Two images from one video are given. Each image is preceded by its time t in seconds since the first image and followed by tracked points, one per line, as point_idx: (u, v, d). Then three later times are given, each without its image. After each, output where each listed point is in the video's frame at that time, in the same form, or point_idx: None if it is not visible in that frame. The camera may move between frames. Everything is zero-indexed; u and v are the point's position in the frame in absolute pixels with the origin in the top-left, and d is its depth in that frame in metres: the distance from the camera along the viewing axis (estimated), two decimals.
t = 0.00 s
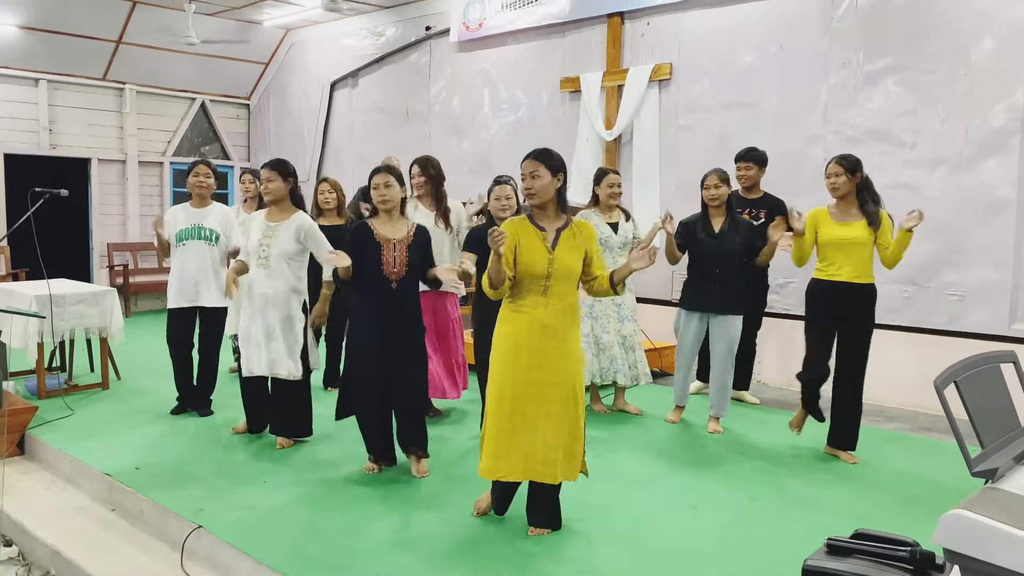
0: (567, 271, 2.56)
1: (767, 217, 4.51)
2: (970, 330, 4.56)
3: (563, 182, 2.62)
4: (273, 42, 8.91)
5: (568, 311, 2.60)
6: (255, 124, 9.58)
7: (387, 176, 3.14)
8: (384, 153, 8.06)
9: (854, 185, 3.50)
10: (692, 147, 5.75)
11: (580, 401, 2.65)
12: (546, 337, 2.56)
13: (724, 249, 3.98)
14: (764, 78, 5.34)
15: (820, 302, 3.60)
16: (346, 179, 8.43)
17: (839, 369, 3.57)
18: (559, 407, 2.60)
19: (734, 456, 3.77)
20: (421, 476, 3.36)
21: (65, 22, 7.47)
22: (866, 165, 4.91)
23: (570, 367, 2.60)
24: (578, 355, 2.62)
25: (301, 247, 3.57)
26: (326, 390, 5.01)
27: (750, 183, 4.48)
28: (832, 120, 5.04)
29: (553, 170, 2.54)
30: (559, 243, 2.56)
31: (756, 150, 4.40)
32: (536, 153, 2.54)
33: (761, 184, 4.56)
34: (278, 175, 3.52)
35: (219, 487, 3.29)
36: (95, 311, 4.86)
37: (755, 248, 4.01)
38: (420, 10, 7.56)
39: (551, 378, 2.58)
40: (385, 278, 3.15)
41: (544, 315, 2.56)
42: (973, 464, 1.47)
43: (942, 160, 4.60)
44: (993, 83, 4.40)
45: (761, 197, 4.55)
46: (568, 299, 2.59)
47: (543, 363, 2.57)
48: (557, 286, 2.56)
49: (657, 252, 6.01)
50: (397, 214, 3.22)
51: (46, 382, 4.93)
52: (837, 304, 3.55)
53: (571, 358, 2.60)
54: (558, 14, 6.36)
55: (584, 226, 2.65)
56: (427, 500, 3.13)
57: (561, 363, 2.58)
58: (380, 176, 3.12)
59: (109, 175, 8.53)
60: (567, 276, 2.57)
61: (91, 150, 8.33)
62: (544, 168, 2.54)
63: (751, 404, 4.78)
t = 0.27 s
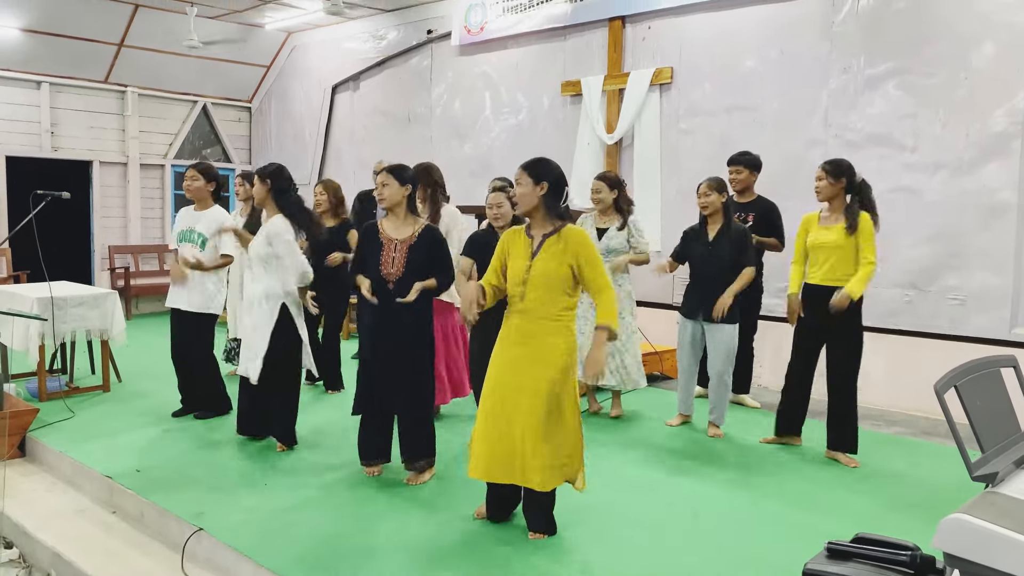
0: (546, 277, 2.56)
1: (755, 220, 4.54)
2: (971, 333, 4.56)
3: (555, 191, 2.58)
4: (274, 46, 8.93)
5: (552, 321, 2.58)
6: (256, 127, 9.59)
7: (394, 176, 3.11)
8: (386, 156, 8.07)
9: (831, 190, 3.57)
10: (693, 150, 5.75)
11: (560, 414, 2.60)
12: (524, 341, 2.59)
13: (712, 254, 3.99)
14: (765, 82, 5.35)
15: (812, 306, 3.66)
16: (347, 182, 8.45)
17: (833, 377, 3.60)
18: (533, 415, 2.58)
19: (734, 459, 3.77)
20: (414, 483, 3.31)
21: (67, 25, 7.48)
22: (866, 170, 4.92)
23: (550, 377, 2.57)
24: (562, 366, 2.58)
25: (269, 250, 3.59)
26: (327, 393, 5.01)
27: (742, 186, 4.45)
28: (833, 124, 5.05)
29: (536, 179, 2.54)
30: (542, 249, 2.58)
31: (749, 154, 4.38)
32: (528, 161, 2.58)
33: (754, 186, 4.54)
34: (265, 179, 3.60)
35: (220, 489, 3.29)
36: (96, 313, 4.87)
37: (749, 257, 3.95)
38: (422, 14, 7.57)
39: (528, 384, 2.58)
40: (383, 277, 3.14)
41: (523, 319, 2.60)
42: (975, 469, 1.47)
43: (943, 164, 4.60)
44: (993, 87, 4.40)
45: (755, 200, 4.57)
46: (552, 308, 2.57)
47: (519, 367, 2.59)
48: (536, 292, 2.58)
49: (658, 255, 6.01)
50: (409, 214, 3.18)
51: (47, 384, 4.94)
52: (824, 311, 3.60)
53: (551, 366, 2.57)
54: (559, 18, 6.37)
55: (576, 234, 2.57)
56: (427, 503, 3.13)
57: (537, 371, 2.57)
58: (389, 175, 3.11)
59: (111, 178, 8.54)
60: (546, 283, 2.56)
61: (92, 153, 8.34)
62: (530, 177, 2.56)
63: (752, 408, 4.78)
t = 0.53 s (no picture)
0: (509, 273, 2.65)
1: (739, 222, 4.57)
2: (972, 337, 4.56)
3: (538, 191, 2.65)
4: (276, 49, 8.95)
5: (516, 315, 2.66)
6: (258, 130, 9.60)
7: (396, 177, 3.12)
8: (387, 159, 8.08)
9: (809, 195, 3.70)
10: (694, 153, 5.76)
11: (520, 407, 2.67)
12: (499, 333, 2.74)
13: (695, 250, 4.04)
14: (766, 86, 5.36)
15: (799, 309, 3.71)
16: (349, 185, 8.46)
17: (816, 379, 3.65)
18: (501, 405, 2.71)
19: (735, 463, 3.77)
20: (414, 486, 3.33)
21: (70, 27, 7.50)
22: (868, 173, 4.92)
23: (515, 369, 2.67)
24: (524, 360, 2.65)
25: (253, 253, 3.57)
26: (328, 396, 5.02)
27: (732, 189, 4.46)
28: (834, 128, 5.05)
29: (514, 175, 2.66)
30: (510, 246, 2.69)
31: (738, 157, 4.38)
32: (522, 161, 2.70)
33: (744, 188, 4.55)
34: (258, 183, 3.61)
35: (221, 492, 3.29)
36: (98, 316, 4.87)
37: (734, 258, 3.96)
38: (424, 17, 7.58)
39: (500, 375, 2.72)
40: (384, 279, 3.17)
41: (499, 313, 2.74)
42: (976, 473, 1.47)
43: (944, 167, 4.60)
44: (995, 91, 4.40)
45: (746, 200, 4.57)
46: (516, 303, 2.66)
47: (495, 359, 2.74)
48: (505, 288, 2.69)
49: (659, 258, 6.01)
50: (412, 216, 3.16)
51: (49, 386, 4.94)
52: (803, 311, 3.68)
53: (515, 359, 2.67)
54: (561, 21, 6.38)
55: (535, 230, 2.57)
56: (429, 506, 3.13)
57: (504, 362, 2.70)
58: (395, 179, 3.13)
59: (113, 180, 8.56)
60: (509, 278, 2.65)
61: (94, 155, 8.36)
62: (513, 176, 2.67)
63: (754, 412, 4.78)
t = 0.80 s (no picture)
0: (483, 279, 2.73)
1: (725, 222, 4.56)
2: (973, 339, 4.55)
3: (519, 200, 2.66)
4: (278, 51, 8.96)
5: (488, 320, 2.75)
6: (259, 132, 9.61)
7: (392, 178, 3.16)
8: (388, 161, 8.09)
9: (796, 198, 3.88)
10: (695, 156, 5.76)
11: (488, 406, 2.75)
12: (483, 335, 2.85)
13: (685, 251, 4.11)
14: (767, 88, 5.36)
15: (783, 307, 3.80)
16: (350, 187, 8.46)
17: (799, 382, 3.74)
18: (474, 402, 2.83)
19: (736, 465, 3.77)
20: (413, 488, 3.33)
21: (72, 29, 7.51)
22: (869, 175, 4.92)
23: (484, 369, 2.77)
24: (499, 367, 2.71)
25: (235, 253, 3.59)
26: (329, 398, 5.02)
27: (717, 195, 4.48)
28: (836, 130, 5.05)
29: (501, 187, 2.68)
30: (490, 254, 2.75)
31: (721, 163, 4.40)
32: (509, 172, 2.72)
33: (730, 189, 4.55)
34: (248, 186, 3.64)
35: (222, 493, 3.29)
36: (99, 317, 4.87)
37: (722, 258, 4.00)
38: (425, 19, 7.59)
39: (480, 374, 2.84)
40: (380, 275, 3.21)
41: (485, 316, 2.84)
42: (978, 475, 1.47)
43: (945, 170, 4.60)
44: (996, 93, 4.40)
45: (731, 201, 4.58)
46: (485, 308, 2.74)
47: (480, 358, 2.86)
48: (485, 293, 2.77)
49: (660, 261, 6.01)
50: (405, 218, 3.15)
51: (50, 387, 4.95)
52: (786, 310, 3.78)
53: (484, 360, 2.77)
54: (562, 23, 6.39)
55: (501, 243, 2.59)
56: (429, 507, 3.13)
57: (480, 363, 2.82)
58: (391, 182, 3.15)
59: (114, 182, 8.57)
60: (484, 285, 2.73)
61: (96, 157, 8.37)
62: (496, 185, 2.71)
63: (755, 414, 4.78)
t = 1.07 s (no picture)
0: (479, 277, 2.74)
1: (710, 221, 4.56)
2: (973, 341, 4.55)
3: (514, 202, 2.66)
4: (278, 52, 8.97)
5: (480, 319, 2.76)
6: (260, 133, 9.62)
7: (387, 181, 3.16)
8: (389, 162, 8.08)
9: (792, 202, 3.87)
10: (695, 157, 5.76)
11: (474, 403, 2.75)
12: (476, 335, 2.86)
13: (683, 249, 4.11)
14: (768, 90, 5.36)
15: (773, 308, 3.83)
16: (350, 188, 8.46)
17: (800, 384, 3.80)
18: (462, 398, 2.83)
19: (737, 466, 3.76)
20: (415, 490, 3.33)
21: (73, 31, 7.52)
22: (869, 176, 4.92)
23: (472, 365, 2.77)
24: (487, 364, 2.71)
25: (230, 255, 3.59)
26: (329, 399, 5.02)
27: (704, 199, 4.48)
28: (836, 132, 5.05)
29: (496, 187, 2.69)
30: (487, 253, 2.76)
31: (705, 167, 4.39)
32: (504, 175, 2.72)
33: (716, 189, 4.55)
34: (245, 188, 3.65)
35: (222, 495, 3.29)
36: (100, 319, 4.88)
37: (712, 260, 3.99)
38: (426, 21, 7.60)
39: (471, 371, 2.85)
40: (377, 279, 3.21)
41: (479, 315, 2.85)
42: (979, 477, 1.47)
43: (946, 171, 4.60)
44: (996, 95, 4.40)
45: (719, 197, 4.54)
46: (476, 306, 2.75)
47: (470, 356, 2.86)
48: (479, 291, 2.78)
49: (661, 262, 6.01)
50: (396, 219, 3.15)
51: (51, 389, 4.95)
52: (778, 311, 3.81)
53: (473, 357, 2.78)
54: (562, 25, 6.40)
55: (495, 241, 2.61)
56: (430, 509, 3.13)
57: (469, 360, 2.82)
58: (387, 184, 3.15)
59: (115, 184, 8.58)
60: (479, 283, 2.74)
61: (97, 158, 8.37)
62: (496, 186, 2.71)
63: (755, 415, 4.78)
